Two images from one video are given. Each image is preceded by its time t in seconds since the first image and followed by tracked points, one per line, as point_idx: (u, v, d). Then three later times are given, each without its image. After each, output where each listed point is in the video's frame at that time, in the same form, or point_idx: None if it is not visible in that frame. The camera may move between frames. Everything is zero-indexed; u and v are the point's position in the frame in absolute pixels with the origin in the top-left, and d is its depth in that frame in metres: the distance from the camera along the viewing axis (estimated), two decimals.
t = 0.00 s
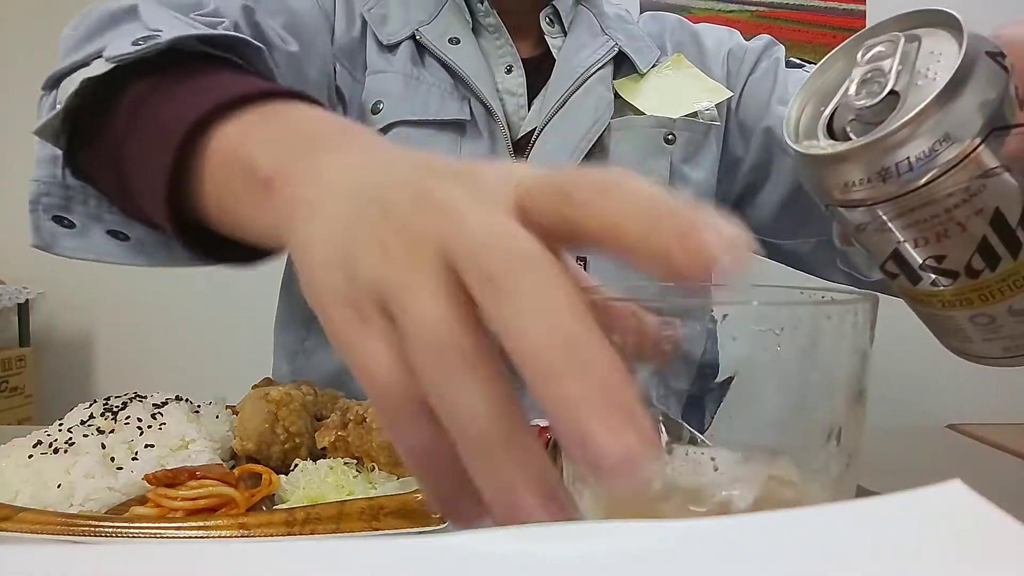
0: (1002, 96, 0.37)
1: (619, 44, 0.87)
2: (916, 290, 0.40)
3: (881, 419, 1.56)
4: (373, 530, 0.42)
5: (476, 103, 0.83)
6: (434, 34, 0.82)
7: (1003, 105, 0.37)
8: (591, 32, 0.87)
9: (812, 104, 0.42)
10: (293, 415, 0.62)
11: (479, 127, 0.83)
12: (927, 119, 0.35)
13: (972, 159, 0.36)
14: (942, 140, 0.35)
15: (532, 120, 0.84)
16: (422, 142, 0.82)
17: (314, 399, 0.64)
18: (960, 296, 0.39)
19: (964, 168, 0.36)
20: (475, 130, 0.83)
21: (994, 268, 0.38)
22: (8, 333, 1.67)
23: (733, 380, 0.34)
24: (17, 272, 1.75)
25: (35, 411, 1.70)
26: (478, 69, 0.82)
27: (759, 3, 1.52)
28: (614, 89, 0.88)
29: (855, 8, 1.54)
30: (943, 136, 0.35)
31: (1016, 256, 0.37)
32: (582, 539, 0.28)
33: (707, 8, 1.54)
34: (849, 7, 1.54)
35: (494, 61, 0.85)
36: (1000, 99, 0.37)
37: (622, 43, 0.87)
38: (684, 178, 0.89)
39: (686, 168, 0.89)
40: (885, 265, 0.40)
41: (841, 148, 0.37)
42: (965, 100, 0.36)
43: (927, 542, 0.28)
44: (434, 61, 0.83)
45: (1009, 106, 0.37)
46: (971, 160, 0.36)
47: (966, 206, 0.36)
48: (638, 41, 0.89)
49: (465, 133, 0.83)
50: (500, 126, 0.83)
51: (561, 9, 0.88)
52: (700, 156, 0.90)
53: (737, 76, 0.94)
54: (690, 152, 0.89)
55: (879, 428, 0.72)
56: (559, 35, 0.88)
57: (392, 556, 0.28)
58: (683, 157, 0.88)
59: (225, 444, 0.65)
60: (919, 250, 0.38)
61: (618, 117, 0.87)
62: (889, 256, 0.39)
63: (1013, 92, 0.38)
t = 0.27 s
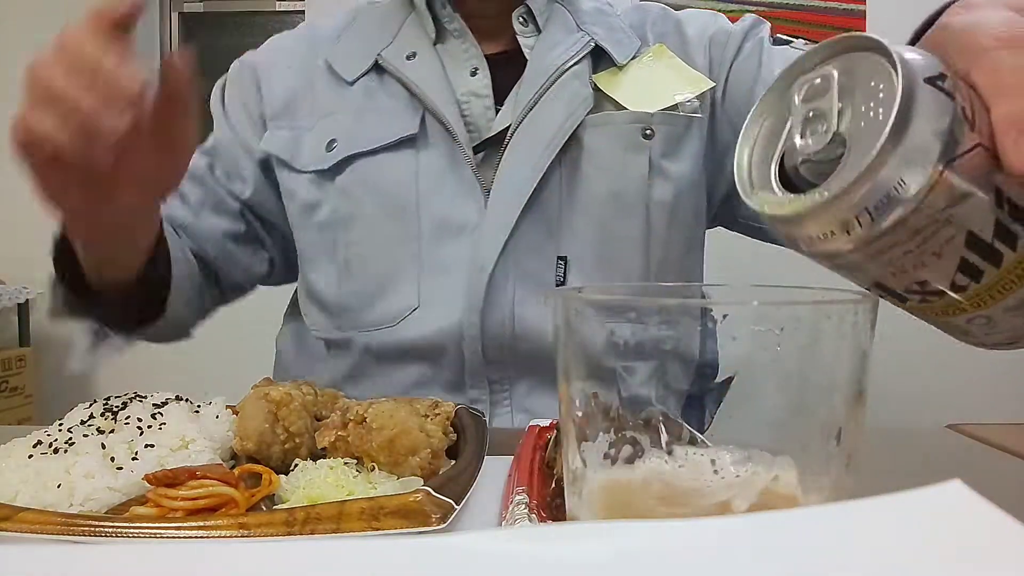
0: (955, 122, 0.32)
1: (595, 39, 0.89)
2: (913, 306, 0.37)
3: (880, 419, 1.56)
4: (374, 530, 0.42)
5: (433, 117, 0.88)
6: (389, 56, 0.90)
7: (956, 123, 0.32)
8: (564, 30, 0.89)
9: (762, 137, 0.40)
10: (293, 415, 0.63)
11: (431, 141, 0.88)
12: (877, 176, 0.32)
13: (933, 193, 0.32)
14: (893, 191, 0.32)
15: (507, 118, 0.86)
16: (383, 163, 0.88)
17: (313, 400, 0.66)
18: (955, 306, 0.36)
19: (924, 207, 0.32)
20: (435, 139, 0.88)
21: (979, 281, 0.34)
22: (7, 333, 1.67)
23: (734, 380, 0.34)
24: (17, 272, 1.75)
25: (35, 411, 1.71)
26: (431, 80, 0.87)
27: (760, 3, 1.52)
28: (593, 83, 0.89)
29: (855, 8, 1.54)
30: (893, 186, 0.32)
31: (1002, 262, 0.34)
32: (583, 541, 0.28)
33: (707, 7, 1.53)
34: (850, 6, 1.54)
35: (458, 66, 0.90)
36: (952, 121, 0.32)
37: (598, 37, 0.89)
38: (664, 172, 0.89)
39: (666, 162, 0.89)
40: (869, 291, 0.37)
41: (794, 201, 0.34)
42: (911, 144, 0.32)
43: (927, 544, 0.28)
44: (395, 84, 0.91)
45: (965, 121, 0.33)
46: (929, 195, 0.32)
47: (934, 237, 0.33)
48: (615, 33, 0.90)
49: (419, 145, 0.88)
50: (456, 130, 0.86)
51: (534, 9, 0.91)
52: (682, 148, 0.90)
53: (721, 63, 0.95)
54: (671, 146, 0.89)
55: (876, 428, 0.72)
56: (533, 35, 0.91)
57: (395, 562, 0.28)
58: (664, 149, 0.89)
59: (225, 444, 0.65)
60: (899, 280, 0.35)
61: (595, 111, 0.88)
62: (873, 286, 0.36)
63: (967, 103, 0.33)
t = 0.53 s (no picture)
0: (903, 93, 0.35)
1: (530, 26, 0.91)
2: (924, 258, 0.40)
3: (876, 417, 1.56)
4: (374, 530, 0.42)
5: (369, 132, 0.93)
6: (321, 77, 0.96)
7: (904, 93, 0.35)
8: (497, 22, 0.92)
9: (718, 150, 0.40)
10: (293, 415, 0.63)
11: (368, 156, 0.93)
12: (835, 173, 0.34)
13: (911, 162, 0.35)
14: (865, 175, 0.34)
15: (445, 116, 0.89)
16: (328, 180, 0.94)
17: (313, 400, 0.66)
18: (961, 250, 0.39)
19: (908, 172, 0.35)
20: (372, 150, 0.93)
21: (976, 222, 0.38)
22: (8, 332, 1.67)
23: (733, 382, 0.34)
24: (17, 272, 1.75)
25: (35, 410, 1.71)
26: (363, 96, 0.93)
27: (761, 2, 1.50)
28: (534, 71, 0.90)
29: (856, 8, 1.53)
30: (863, 174, 0.34)
31: (996, 199, 0.37)
32: (585, 541, 0.28)
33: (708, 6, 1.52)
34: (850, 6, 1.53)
35: (390, 74, 0.94)
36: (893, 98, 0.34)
37: (532, 24, 0.91)
38: (607, 155, 0.90)
39: (610, 143, 0.90)
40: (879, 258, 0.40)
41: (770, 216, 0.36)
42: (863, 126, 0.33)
43: (927, 544, 0.28)
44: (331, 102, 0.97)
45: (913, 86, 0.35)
46: (907, 162, 0.35)
47: (919, 195, 0.36)
48: (553, 19, 0.92)
49: (357, 159, 0.93)
50: (391, 140, 0.91)
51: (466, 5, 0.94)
52: (627, 130, 0.91)
53: (663, 35, 0.95)
54: (613, 127, 0.90)
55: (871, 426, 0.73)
56: (466, 31, 0.94)
57: (398, 562, 0.28)
58: (608, 132, 0.90)
59: (225, 444, 0.65)
60: (902, 241, 0.38)
61: (537, 101, 0.90)
62: (881, 253, 0.39)
63: (910, 68, 0.36)
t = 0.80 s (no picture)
0: (905, 126, 0.35)
1: (505, 21, 0.91)
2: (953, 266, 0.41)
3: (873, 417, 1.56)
4: (373, 530, 0.42)
5: (347, 133, 0.93)
6: (300, 78, 0.97)
7: (903, 126, 0.35)
8: (471, 19, 0.92)
9: (723, 197, 0.41)
10: (293, 415, 0.63)
11: (347, 155, 0.94)
12: (847, 220, 0.34)
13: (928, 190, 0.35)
14: (884, 211, 0.34)
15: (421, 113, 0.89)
16: (305, 181, 0.94)
17: (313, 400, 0.66)
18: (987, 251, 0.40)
19: (925, 198, 0.35)
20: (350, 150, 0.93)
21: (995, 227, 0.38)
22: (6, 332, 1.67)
23: (733, 384, 0.34)
24: (16, 272, 1.75)
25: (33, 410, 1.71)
26: (340, 97, 0.93)
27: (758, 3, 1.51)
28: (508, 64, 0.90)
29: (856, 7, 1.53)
30: (880, 214, 0.34)
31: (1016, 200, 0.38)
32: (584, 541, 0.28)
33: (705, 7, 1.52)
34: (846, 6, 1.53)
35: (366, 74, 0.95)
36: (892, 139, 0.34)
37: (508, 19, 0.91)
38: (583, 147, 0.90)
39: (585, 136, 0.90)
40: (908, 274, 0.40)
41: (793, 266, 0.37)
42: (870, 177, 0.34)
43: (926, 545, 0.28)
44: (311, 103, 0.97)
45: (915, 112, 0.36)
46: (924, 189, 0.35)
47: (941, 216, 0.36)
48: (527, 14, 0.92)
49: (336, 158, 0.94)
50: (367, 138, 0.91)
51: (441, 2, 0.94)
52: (604, 124, 0.91)
53: (636, 25, 0.95)
54: (588, 120, 0.90)
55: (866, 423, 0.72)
56: (439, 27, 0.94)
57: (397, 563, 0.28)
58: (582, 124, 0.89)
59: (225, 444, 0.65)
60: (930, 259, 0.38)
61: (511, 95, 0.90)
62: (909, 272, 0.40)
63: (904, 96, 0.36)
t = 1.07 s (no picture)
0: (854, 116, 0.35)
1: (502, 20, 0.91)
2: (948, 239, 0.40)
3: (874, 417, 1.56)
4: (373, 530, 0.42)
5: (346, 135, 0.94)
6: (299, 80, 0.97)
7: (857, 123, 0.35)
8: (468, 19, 0.92)
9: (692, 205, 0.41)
10: (293, 415, 0.63)
11: (345, 155, 0.94)
12: (805, 217, 0.34)
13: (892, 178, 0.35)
14: (842, 204, 0.34)
15: (418, 114, 0.90)
16: (304, 181, 0.94)
17: (313, 400, 0.66)
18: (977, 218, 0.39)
19: (891, 181, 0.35)
20: (349, 151, 0.93)
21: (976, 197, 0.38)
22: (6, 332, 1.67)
23: (732, 382, 0.34)
24: (17, 272, 1.75)
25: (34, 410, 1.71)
26: (338, 98, 0.93)
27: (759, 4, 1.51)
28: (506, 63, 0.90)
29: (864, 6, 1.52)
30: (838, 209, 0.34)
31: (992, 168, 0.37)
32: (584, 540, 0.28)
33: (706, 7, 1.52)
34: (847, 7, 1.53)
35: (365, 75, 0.95)
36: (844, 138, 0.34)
37: (505, 18, 0.91)
38: (580, 144, 0.89)
39: (583, 133, 0.89)
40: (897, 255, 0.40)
41: (762, 265, 0.37)
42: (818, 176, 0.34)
43: (925, 545, 0.28)
44: (310, 105, 0.97)
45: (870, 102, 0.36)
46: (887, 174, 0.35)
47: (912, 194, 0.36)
48: (524, 14, 0.92)
49: (335, 159, 0.94)
50: (367, 140, 0.91)
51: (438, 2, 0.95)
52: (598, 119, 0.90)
53: (630, 23, 0.95)
54: (584, 117, 0.89)
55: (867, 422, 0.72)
56: (438, 27, 0.95)
57: (398, 563, 0.28)
58: (580, 121, 0.89)
59: (225, 444, 0.65)
60: (912, 239, 0.38)
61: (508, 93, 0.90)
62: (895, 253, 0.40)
63: (849, 84, 0.36)
